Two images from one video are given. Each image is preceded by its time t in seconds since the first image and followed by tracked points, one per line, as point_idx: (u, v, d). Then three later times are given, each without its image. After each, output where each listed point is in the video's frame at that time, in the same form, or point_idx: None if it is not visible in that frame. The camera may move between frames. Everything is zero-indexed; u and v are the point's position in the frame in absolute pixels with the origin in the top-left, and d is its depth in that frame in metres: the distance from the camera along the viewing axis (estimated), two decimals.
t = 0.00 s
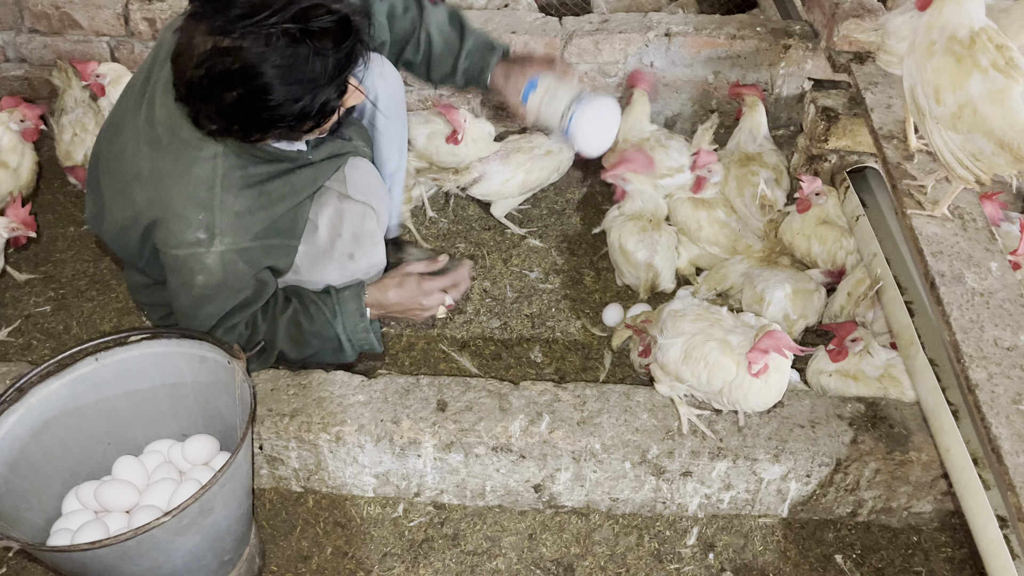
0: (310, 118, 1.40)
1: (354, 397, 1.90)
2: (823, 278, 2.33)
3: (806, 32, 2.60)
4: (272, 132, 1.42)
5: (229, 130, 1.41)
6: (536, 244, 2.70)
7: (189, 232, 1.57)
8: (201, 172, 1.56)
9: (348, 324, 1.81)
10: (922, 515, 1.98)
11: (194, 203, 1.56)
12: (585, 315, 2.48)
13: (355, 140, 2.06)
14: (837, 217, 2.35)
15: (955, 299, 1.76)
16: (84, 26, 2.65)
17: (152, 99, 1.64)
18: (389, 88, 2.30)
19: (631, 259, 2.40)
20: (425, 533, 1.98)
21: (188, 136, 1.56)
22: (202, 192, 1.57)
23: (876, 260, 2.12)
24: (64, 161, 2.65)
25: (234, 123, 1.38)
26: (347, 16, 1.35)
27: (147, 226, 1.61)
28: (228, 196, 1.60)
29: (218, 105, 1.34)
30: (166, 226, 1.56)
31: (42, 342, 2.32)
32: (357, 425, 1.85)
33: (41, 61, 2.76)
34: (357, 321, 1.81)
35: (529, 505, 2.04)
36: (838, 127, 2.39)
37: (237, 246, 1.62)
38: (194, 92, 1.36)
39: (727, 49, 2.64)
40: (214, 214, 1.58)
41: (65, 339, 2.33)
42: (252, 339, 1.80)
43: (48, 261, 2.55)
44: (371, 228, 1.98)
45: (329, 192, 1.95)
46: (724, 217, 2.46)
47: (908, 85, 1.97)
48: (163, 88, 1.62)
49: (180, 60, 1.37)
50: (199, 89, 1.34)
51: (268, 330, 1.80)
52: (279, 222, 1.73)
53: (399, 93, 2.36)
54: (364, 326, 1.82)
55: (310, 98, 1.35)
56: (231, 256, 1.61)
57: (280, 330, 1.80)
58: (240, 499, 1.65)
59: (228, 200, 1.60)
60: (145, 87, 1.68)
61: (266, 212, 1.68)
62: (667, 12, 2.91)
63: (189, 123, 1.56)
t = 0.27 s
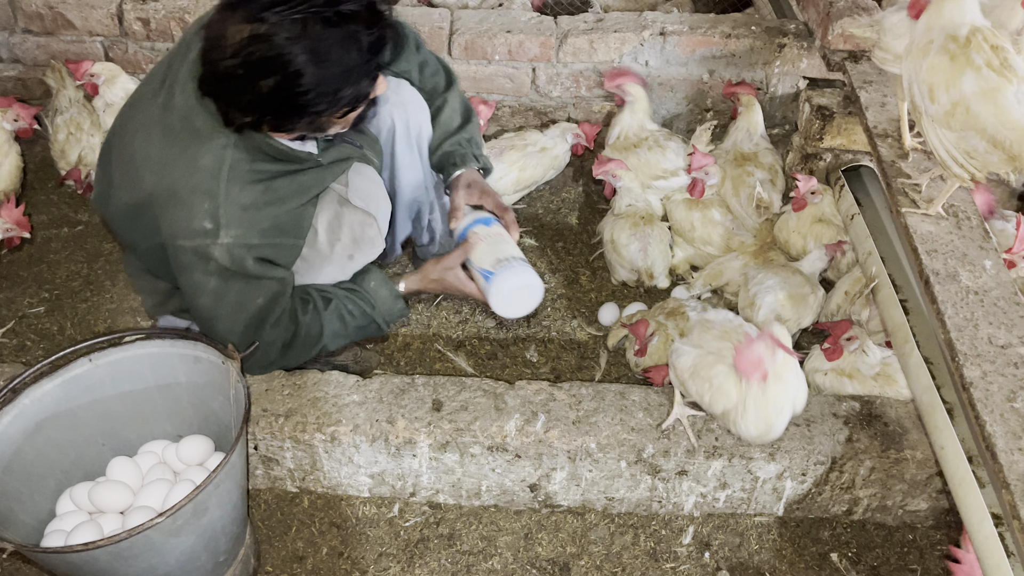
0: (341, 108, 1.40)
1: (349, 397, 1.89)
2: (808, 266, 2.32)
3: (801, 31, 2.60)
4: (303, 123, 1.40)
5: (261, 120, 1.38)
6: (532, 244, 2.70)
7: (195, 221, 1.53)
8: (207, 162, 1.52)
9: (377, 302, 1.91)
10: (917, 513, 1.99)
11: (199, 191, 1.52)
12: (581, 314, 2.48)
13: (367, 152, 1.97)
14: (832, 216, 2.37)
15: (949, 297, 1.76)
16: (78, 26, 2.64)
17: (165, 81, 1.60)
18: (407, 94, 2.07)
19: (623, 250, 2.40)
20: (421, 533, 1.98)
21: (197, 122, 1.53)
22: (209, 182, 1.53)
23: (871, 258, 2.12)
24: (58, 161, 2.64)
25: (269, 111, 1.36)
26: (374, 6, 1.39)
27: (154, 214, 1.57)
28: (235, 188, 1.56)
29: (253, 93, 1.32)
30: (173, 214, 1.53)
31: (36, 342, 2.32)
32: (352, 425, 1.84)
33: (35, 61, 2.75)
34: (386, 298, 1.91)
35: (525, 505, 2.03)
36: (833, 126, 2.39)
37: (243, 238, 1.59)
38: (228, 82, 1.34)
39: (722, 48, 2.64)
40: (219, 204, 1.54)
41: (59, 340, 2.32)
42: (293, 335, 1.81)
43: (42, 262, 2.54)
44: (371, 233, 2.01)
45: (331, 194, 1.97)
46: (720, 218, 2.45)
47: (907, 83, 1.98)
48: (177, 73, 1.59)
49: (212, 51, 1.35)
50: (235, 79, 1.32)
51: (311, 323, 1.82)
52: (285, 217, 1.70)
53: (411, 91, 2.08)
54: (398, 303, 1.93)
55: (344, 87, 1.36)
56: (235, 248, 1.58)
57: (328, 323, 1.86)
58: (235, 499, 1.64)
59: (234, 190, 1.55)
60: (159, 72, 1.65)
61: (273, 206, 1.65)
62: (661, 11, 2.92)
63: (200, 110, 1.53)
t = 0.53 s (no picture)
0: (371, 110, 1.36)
1: (346, 397, 1.89)
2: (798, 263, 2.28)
3: (798, 30, 2.60)
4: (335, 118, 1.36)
5: (296, 112, 1.36)
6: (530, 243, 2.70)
7: (213, 200, 1.46)
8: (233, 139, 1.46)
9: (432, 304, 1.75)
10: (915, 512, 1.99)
11: (219, 167, 1.45)
12: (579, 313, 2.48)
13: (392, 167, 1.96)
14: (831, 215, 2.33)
15: (946, 296, 1.76)
16: (74, 26, 2.64)
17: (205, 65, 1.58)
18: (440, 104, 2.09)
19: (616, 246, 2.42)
20: (419, 533, 1.98)
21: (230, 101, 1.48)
22: (228, 162, 1.46)
23: (869, 257, 2.14)
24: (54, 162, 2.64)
25: (302, 104, 1.33)
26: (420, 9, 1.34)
27: (177, 191, 1.51)
28: (254, 171, 1.47)
29: (290, 85, 1.30)
30: (195, 191, 1.46)
31: (33, 343, 2.31)
32: (349, 425, 1.84)
33: (31, 61, 2.74)
34: (440, 301, 1.74)
35: (523, 505, 2.03)
36: (830, 125, 2.40)
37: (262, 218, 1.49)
38: (268, 70, 1.31)
39: (719, 47, 2.64)
40: (236, 182, 1.46)
41: (56, 341, 2.32)
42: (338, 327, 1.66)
43: (38, 263, 2.54)
44: (374, 248, 1.98)
45: (342, 205, 1.89)
46: (717, 217, 2.43)
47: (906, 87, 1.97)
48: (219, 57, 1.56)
49: (257, 41, 1.33)
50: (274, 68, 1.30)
51: (360, 316, 1.69)
52: (303, 209, 1.62)
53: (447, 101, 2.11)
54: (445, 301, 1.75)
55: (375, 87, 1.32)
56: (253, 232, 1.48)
57: (376, 313, 1.70)
58: (232, 500, 1.64)
59: (258, 169, 1.48)
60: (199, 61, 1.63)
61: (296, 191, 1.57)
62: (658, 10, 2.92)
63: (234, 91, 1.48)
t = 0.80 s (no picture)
0: (446, 81, 1.35)
1: (344, 398, 1.89)
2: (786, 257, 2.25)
3: (796, 30, 2.60)
4: (407, 92, 1.34)
5: (372, 83, 1.34)
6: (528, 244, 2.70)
7: (257, 153, 1.49)
8: (287, 101, 1.52)
9: (448, 329, 1.87)
10: (913, 511, 1.98)
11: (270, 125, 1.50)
12: (577, 313, 2.48)
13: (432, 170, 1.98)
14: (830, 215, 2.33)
15: (944, 295, 1.76)
16: (70, 26, 2.63)
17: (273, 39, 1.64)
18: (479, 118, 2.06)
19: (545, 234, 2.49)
20: (417, 534, 1.98)
21: (292, 65, 1.53)
22: (279, 119, 1.50)
23: (866, 257, 2.15)
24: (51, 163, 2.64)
25: (383, 74, 1.31)
26: None
27: (224, 146, 1.54)
28: (302, 132, 1.52)
29: (370, 52, 1.29)
30: (242, 142, 1.50)
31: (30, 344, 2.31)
32: (348, 426, 1.84)
33: (27, 62, 2.74)
34: (457, 329, 1.88)
35: (521, 505, 2.03)
36: (828, 124, 2.39)
37: (297, 183, 1.53)
38: (346, 39, 1.31)
39: (716, 47, 2.64)
40: (283, 138, 1.50)
41: (53, 342, 2.32)
42: (345, 321, 1.72)
43: (36, 264, 2.53)
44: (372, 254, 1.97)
45: (356, 207, 1.88)
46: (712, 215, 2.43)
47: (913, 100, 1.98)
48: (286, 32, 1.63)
49: (335, 9, 1.34)
50: (353, 35, 1.29)
51: (365, 319, 1.77)
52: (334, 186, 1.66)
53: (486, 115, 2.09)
54: (463, 330, 1.88)
55: (450, 51, 1.31)
56: (288, 191, 1.52)
57: (382, 325, 1.79)
58: (230, 501, 1.64)
59: (301, 132, 1.52)
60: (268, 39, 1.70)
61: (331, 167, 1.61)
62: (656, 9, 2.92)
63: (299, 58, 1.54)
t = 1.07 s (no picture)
0: (512, 50, 1.35)
1: (343, 399, 1.88)
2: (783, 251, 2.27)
3: (794, 29, 2.60)
4: (468, 59, 1.35)
5: (439, 50, 1.35)
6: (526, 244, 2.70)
7: (312, 102, 1.45)
8: (350, 57, 1.49)
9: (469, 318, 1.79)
10: (913, 511, 1.98)
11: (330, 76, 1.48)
12: (576, 313, 2.48)
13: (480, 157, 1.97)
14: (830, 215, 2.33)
15: (944, 295, 1.76)
16: (68, 27, 2.63)
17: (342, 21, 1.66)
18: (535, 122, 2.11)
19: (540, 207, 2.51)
20: (416, 535, 1.97)
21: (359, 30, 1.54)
22: (337, 73, 1.47)
23: (865, 258, 2.14)
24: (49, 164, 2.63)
25: (450, 39, 1.32)
26: None
27: (286, 103, 1.53)
28: (359, 88, 1.48)
29: (439, 17, 1.30)
30: (302, 94, 1.48)
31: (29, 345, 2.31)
32: (347, 427, 1.84)
33: (25, 63, 2.73)
34: (478, 326, 1.80)
35: (520, 506, 2.03)
36: (827, 123, 2.39)
37: (348, 135, 1.49)
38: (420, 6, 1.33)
39: (715, 46, 2.64)
40: (340, 91, 1.46)
41: (51, 343, 2.31)
42: (379, 287, 1.62)
43: (34, 265, 2.53)
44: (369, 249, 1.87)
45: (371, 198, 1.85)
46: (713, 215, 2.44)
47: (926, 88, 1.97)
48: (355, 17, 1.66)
49: None
50: None
51: (399, 288, 1.66)
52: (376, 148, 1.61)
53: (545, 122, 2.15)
54: (483, 329, 1.82)
55: (516, 17, 1.31)
56: (333, 139, 1.46)
57: (414, 299, 1.68)
58: (229, 502, 1.63)
59: (360, 86, 1.48)
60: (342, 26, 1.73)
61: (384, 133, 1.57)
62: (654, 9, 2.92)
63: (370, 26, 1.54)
